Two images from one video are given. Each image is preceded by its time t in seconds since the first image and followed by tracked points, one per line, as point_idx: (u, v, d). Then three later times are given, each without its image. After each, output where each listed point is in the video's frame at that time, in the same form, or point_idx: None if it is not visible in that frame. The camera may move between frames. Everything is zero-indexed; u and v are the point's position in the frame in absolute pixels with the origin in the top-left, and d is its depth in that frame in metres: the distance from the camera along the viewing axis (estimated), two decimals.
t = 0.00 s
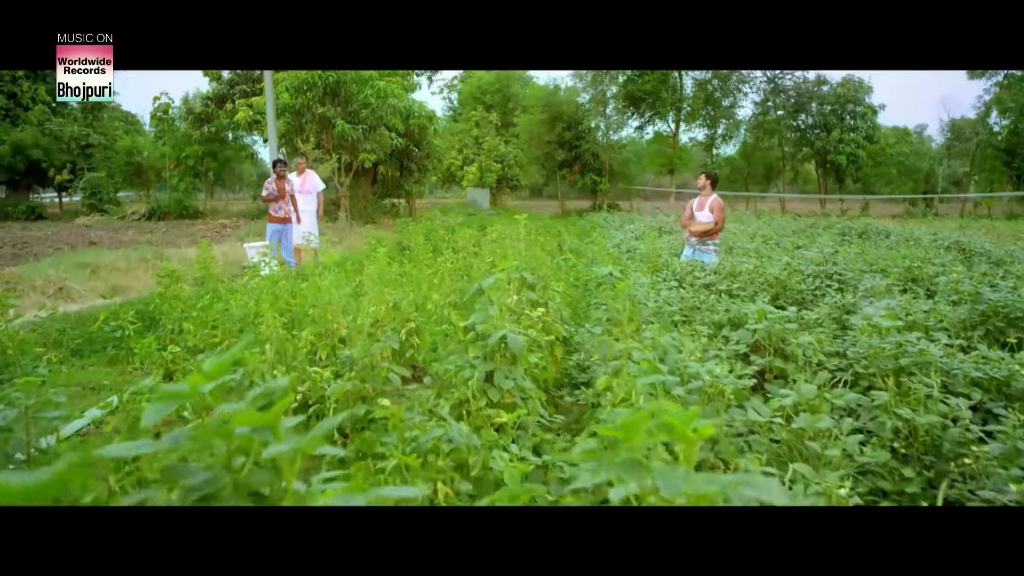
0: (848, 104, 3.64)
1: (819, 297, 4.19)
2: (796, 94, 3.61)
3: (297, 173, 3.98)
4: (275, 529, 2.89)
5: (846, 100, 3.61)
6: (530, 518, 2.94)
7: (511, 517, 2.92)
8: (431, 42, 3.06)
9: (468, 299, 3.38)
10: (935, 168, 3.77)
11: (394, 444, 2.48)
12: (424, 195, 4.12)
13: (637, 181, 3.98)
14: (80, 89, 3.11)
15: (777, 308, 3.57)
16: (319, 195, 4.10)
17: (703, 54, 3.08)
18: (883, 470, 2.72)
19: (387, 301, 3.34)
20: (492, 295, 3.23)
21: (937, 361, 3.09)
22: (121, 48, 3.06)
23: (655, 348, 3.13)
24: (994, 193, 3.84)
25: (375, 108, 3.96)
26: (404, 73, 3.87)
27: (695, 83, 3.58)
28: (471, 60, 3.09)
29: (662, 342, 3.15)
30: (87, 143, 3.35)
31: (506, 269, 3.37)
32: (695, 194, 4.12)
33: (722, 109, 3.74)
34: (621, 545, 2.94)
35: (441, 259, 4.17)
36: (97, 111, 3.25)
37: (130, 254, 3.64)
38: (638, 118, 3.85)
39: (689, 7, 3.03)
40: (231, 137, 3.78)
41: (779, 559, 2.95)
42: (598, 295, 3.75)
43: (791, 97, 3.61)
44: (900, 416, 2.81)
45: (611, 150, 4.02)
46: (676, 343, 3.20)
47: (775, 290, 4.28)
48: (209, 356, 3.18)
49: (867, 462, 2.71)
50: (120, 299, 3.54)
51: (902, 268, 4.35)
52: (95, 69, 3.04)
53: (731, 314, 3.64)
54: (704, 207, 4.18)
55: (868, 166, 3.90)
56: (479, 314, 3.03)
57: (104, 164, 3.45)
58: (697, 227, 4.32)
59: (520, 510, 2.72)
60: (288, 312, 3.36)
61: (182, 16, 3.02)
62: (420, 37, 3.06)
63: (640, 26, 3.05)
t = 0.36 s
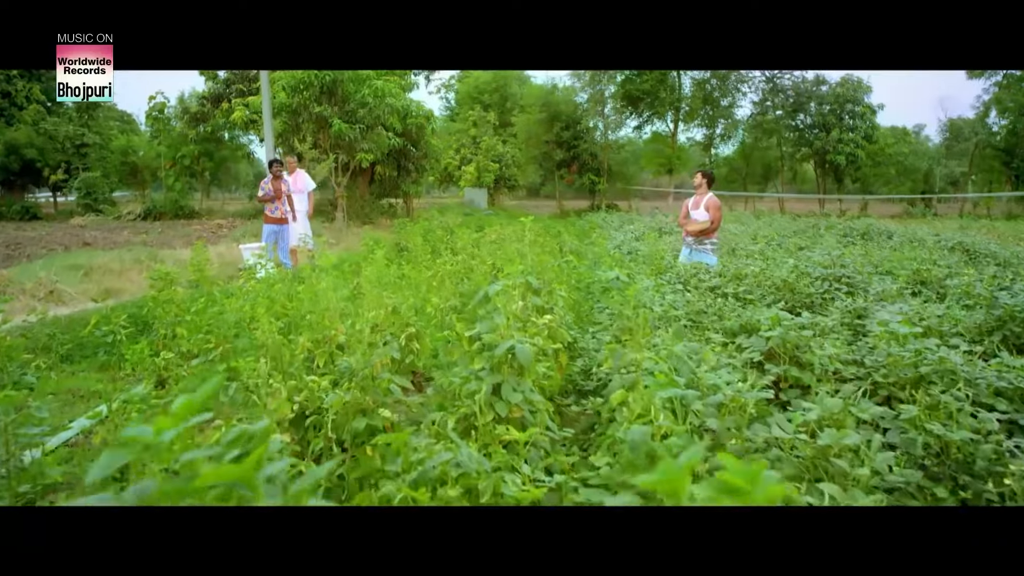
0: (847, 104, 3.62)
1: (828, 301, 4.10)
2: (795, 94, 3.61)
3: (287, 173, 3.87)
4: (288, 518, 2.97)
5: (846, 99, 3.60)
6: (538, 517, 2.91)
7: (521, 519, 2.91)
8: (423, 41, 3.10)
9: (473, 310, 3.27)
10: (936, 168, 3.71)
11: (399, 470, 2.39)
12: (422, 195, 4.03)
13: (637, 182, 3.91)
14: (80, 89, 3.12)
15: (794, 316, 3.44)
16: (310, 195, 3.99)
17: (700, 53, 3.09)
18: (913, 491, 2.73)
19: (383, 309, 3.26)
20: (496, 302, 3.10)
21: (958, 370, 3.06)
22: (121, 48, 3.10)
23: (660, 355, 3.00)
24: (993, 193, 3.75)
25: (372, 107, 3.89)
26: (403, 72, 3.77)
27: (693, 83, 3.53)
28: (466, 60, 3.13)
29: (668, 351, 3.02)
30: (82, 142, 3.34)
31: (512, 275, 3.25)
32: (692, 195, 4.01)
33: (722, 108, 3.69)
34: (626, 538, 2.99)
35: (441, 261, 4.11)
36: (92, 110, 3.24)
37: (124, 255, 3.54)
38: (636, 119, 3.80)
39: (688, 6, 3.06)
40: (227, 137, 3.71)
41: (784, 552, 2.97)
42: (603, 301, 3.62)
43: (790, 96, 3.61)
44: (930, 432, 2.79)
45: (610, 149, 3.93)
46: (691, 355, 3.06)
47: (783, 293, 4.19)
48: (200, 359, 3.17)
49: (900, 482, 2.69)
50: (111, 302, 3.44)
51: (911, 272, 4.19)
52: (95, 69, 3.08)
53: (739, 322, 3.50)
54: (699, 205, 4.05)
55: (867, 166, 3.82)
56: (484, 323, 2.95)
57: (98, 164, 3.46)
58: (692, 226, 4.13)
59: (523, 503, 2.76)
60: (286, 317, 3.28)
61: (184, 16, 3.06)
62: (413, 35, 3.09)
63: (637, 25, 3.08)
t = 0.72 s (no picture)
0: (846, 103, 3.53)
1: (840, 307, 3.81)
2: (794, 94, 3.49)
3: (281, 173, 3.80)
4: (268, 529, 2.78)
5: (845, 99, 3.51)
6: (537, 529, 2.76)
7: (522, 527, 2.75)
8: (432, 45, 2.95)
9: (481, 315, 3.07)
10: (937, 168, 3.62)
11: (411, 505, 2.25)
12: (419, 195, 4.02)
13: (636, 183, 3.87)
14: (80, 89, 2.97)
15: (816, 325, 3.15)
16: (302, 196, 3.89)
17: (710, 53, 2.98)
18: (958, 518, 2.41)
19: (382, 315, 3.10)
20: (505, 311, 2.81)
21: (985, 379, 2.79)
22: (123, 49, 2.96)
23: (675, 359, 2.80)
24: (989, 193, 3.65)
25: (369, 107, 3.84)
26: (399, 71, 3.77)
27: (690, 83, 3.43)
28: (466, 60, 2.98)
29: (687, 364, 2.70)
30: (75, 142, 3.26)
31: (520, 279, 3.03)
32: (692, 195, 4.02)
33: (720, 108, 3.56)
34: (633, 554, 2.77)
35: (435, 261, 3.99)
36: (87, 109, 3.15)
37: (116, 257, 3.51)
38: (633, 117, 3.71)
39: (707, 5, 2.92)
40: (223, 137, 3.68)
41: (797, 560, 2.79)
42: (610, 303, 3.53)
43: (788, 96, 3.48)
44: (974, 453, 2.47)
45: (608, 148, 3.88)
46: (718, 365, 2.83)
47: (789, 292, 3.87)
48: (193, 365, 3.06)
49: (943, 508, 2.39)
50: (103, 305, 3.44)
51: (921, 274, 3.96)
52: (95, 70, 2.92)
53: (747, 324, 3.33)
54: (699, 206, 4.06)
55: (866, 165, 3.74)
56: (492, 334, 2.66)
57: (93, 163, 3.37)
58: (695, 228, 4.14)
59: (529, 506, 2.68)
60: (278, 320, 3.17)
61: (193, 18, 2.91)
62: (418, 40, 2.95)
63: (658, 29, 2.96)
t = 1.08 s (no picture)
0: (847, 103, 3.48)
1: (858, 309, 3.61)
2: (794, 93, 3.47)
3: (278, 173, 3.73)
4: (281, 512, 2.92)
5: (846, 98, 3.45)
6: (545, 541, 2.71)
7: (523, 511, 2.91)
8: (417, 42, 3.11)
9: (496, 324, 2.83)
10: (938, 167, 3.60)
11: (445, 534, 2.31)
12: (418, 195, 3.86)
13: (635, 183, 3.80)
14: (80, 89, 3.10)
15: (841, 334, 3.05)
16: (301, 197, 3.80)
17: (700, 53, 3.10)
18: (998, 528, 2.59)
19: (385, 321, 3.05)
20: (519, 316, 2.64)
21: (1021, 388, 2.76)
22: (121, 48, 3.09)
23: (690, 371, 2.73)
24: (990, 193, 3.60)
25: (368, 106, 3.76)
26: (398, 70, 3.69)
27: (690, 82, 3.44)
28: (464, 60, 3.15)
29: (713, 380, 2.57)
30: (71, 141, 3.27)
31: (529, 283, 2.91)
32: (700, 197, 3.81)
33: (720, 107, 3.56)
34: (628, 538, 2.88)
35: (434, 264, 3.73)
36: (81, 108, 3.18)
37: (111, 259, 3.40)
38: (633, 117, 3.69)
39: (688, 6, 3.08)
40: (219, 136, 3.59)
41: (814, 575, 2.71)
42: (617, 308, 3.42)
43: (788, 95, 3.47)
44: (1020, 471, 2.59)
45: (607, 148, 3.81)
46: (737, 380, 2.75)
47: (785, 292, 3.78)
48: (188, 372, 3.01)
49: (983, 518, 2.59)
50: (95, 308, 3.28)
51: (935, 276, 3.74)
52: (95, 69, 3.06)
53: (759, 328, 3.17)
54: (709, 209, 3.83)
55: (865, 165, 3.68)
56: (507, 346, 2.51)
57: (88, 163, 3.36)
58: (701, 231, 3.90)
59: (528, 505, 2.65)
60: (275, 322, 3.12)
61: (186, 16, 3.06)
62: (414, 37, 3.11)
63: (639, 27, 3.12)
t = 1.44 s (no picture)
0: (848, 102, 3.43)
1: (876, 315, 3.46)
2: (795, 92, 3.42)
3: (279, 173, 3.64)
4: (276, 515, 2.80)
5: (847, 97, 3.42)
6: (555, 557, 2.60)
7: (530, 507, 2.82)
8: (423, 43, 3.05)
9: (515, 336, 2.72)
10: (939, 167, 3.53)
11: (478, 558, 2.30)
12: (417, 195, 3.79)
13: (635, 183, 3.74)
14: (80, 89, 3.02)
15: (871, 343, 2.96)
16: (301, 197, 3.72)
17: (707, 53, 3.04)
18: None
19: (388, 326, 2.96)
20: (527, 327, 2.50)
21: None
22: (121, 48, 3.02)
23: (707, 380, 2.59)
24: (991, 193, 3.53)
25: (368, 105, 3.71)
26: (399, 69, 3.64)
27: (691, 82, 3.40)
28: (466, 61, 3.08)
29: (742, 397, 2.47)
30: (69, 141, 3.18)
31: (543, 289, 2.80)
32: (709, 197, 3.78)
33: (721, 107, 3.51)
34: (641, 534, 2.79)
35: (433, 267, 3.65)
36: (79, 108, 3.09)
37: (107, 261, 3.34)
38: (633, 117, 3.62)
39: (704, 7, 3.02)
40: (218, 136, 3.52)
41: None
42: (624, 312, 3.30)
43: (790, 95, 3.42)
44: None
45: (607, 148, 3.75)
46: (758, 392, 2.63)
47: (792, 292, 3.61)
48: (186, 378, 2.92)
49: None
50: (92, 311, 3.24)
51: (949, 278, 3.65)
52: (95, 69, 2.98)
53: (772, 331, 3.10)
54: (715, 209, 3.77)
55: (867, 165, 3.61)
56: (524, 358, 2.42)
57: (86, 163, 3.28)
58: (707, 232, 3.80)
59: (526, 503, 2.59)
60: (274, 323, 3.10)
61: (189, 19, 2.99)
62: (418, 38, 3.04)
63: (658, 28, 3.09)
